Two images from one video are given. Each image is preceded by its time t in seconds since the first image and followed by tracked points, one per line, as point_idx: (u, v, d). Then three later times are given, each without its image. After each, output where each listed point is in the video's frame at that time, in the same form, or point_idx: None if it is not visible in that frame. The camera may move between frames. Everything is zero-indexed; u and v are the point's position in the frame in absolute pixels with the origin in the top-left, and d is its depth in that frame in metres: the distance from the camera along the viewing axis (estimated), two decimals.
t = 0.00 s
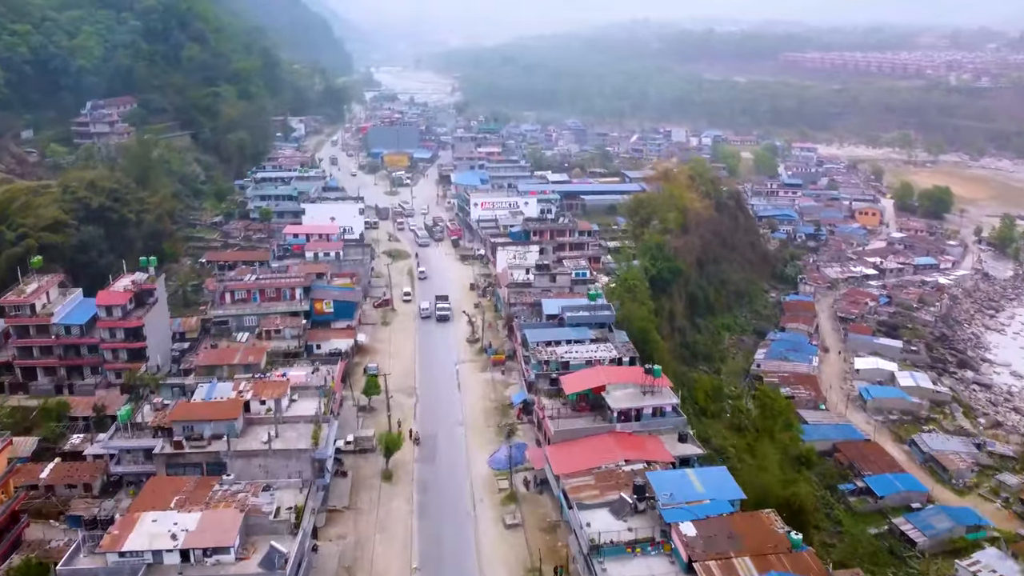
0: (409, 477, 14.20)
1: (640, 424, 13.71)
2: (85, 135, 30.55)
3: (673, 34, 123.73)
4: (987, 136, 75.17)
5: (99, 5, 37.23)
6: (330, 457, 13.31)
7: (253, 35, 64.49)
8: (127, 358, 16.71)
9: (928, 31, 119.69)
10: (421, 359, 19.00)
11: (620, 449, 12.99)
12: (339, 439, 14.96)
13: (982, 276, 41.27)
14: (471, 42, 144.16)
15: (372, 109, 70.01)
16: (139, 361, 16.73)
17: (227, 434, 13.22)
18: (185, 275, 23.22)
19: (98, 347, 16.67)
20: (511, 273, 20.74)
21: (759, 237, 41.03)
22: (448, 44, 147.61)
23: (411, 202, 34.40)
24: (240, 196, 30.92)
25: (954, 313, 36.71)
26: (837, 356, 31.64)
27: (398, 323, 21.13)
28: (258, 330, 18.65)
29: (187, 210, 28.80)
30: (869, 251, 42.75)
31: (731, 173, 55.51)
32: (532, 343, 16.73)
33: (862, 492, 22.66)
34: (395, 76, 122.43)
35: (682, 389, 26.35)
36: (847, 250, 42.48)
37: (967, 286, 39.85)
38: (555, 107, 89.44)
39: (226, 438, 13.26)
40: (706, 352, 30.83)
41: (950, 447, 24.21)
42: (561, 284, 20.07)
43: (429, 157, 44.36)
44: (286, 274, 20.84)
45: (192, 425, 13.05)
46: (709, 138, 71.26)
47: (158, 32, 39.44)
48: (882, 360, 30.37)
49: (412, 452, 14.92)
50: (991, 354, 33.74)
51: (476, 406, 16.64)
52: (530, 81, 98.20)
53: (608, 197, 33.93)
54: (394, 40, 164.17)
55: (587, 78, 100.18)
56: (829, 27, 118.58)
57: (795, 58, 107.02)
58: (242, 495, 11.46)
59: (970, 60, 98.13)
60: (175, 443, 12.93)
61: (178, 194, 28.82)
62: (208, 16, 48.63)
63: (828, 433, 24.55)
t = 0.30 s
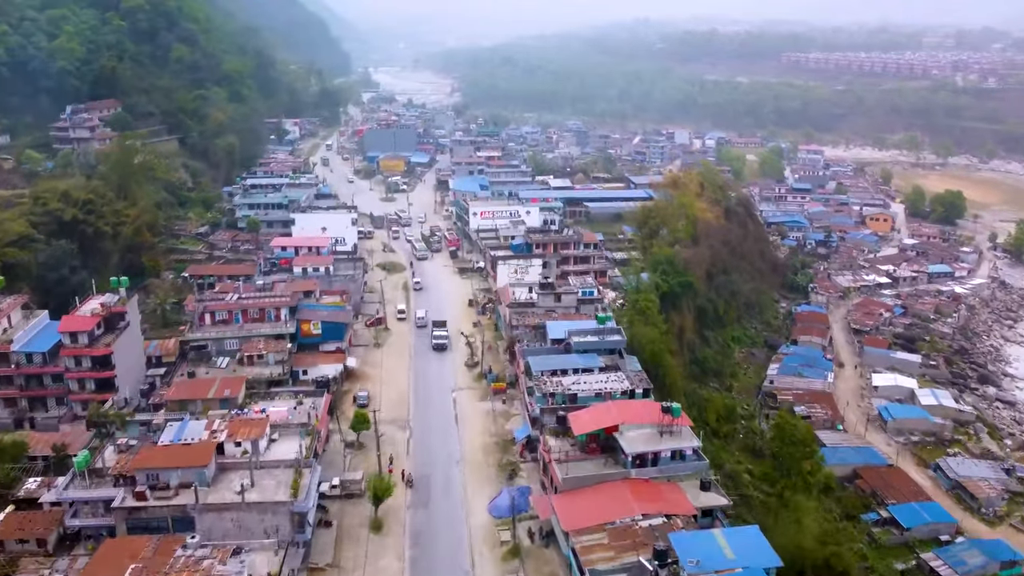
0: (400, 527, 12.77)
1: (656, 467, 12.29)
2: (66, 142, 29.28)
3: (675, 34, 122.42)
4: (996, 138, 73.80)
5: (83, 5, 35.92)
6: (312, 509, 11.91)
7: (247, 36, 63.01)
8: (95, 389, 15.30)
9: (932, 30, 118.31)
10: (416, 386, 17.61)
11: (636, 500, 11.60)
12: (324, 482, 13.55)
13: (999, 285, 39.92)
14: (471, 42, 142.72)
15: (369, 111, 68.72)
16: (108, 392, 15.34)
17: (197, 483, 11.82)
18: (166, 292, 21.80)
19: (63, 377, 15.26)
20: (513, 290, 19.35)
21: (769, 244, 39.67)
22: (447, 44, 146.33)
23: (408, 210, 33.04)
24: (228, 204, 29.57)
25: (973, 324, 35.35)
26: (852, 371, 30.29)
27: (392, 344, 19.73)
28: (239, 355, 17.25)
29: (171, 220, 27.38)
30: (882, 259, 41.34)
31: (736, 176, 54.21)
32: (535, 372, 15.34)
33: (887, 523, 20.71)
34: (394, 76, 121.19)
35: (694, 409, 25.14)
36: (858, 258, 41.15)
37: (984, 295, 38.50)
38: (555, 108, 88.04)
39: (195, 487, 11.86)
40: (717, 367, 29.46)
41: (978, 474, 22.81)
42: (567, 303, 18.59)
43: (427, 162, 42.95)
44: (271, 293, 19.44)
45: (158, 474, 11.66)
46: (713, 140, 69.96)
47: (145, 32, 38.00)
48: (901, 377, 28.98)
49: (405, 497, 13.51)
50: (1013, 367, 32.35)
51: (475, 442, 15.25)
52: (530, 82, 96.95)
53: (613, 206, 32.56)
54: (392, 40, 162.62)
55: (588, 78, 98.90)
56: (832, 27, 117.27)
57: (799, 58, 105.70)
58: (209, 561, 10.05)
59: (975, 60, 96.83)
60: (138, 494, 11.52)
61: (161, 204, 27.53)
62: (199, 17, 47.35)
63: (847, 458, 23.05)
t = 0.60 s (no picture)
0: None
1: (680, 524, 10.92)
2: (44, 147, 27.94)
3: (676, 34, 121.00)
4: (1005, 139, 72.42)
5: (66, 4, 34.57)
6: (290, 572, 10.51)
7: (241, 36, 61.62)
8: (57, 425, 13.94)
9: (937, 29, 116.92)
10: (410, 417, 16.20)
11: (656, 563, 10.19)
12: (306, 535, 12.15)
13: (1017, 293, 38.52)
14: (470, 42, 141.32)
15: (366, 112, 67.37)
16: (71, 428, 13.97)
17: (159, 544, 10.44)
18: (143, 310, 20.43)
19: (21, 413, 13.87)
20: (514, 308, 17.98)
21: (779, 251, 38.28)
22: (445, 44, 144.93)
23: (404, 217, 31.65)
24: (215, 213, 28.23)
25: (992, 335, 33.96)
26: (869, 386, 28.91)
27: (386, 369, 18.35)
28: (218, 385, 15.85)
29: (153, 231, 26.03)
30: (895, 266, 39.99)
31: (742, 180, 52.82)
32: (540, 407, 13.97)
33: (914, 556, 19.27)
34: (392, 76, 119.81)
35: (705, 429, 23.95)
36: (871, 265, 39.77)
37: (1003, 304, 37.10)
38: (555, 110, 86.70)
39: (157, 547, 10.47)
40: (730, 382, 28.07)
41: (1010, 502, 21.37)
42: (574, 325, 17.15)
43: (424, 166, 41.56)
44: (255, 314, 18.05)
45: (114, 534, 10.28)
46: (717, 142, 68.56)
47: (132, 31, 36.61)
48: (922, 394, 27.56)
49: (396, 552, 12.11)
50: None
51: (474, 485, 13.85)
52: (530, 82, 95.55)
53: (617, 214, 31.06)
54: (391, 40, 161.20)
55: (588, 79, 97.48)
56: (835, 27, 115.85)
57: (802, 58, 104.28)
58: None
59: (982, 60, 95.43)
60: (91, 557, 10.14)
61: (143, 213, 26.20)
62: (190, 16, 46.00)
63: (870, 484, 21.52)
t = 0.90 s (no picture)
0: None
1: None
2: (20, 153, 26.56)
3: (677, 33, 119.65)
4: (1014, 141, 70.98)
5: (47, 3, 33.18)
6: None
7: (235, 36, 60.15)
8: (11, 469, 12.55)
9: (941, 28, 115.39)
10: (402, 453, 14.79)
11: None
12: None
13: None
14: (469, 41, 139.86)
15: (363, 113, 65.96)
16: (26, 473, 12.59)
17: None
18: (118, 330, 19.07)
19: None
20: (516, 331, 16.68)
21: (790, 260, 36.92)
22: (445, 44, 143.56)
23: (400, 226, 30.27)
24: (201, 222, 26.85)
25: (1014, 347, 32.58)
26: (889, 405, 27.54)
27: (378, 396, 16.94)
28: (193, 420, 14.48)
29: (134, 243, 24.63)
30: (909, 274, 38.59)
31: (749, 183, 51.44)
32: (547, 449, 12.56)
33: None
34: (390, 77, 118.50)
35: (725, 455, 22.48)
36: (885, 274, 38.40)
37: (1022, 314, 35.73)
38: (556, 111, 85.27)
39: None
40: (741, 398, 26.58)
41: None
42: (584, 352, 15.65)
43: (422, 171, 40.14)
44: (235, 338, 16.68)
45: None
46: (721, 144, 67.18)
47: (118, 32, 35.20)
48: (945, 413, 26.24)
49: None
50: None
51: (474, 536, 12.44)
52: (530, 83, 94.17)
53: (623, 222, 29.56)
54: (391, 40, 159.86)
55: (589, 79, 96.12)
56: (839, 26, 114.47)
57: (806, 58, 102.93)
58: None
59: (989, 61, 94.04)
60: None
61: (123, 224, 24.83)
62: (181, 15, 44.64)
63: (895, 514, 19.99)
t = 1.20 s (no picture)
0: None
1: None
2: None
3: (680, 33, 118.29)
4: None
5: (27, 3, 31.88)
6: None
7: (228, 37, 58.75)
8: None
9: (946, 29, 113.89)
10: (394, 498, 13.42)
11: None
12: None
13: None
14: (468, 42, 138.48)
15: (361, 115, 64.67)
16: None
17: None
18: (89, 354, 17.76)
19: None
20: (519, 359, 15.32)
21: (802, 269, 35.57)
22: (444, 44, 142.24)
23: (396, 236, 28.94)
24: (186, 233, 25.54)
25: None
26: (911, 426, 26.12)
27: (369, 431, 15.58)
28: (161, 462, 13.08)
29: (113, 257, 23.24)
30: (924, 284, 37.19)
31: (756, 188, 50.11)
32: (555, 503, 11.15)
33: None
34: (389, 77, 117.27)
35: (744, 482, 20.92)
36: (899, 283, 37.03)
37: None
38: (557, 114, 83.86)
39: None
40: (756, 421, 25.20)
41: None
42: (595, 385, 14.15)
43: (419, 176, 38.74)
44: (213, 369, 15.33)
45: None
46: (726, 146, 65.86)
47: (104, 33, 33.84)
48: (970, 435, 24.87)
49: None
50: None
51: None
52: (530, 84, 92.88)
53: (630, 232, 28.16)
54: (391, 40, 158.71)
55: (590, 80, 94.78)
56: (843, 26, 113.06)
57: (811, 58, 101.53)
58: None
59: (996, 62, 92.57)
60: None
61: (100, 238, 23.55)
62: (170, 16, 43.36)
63: (924, 551, 18.41)
